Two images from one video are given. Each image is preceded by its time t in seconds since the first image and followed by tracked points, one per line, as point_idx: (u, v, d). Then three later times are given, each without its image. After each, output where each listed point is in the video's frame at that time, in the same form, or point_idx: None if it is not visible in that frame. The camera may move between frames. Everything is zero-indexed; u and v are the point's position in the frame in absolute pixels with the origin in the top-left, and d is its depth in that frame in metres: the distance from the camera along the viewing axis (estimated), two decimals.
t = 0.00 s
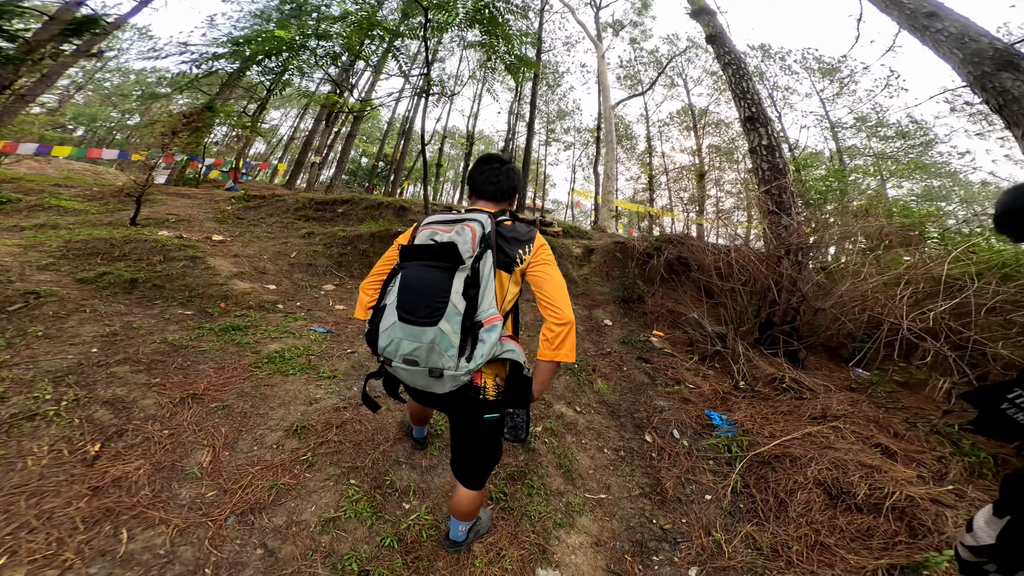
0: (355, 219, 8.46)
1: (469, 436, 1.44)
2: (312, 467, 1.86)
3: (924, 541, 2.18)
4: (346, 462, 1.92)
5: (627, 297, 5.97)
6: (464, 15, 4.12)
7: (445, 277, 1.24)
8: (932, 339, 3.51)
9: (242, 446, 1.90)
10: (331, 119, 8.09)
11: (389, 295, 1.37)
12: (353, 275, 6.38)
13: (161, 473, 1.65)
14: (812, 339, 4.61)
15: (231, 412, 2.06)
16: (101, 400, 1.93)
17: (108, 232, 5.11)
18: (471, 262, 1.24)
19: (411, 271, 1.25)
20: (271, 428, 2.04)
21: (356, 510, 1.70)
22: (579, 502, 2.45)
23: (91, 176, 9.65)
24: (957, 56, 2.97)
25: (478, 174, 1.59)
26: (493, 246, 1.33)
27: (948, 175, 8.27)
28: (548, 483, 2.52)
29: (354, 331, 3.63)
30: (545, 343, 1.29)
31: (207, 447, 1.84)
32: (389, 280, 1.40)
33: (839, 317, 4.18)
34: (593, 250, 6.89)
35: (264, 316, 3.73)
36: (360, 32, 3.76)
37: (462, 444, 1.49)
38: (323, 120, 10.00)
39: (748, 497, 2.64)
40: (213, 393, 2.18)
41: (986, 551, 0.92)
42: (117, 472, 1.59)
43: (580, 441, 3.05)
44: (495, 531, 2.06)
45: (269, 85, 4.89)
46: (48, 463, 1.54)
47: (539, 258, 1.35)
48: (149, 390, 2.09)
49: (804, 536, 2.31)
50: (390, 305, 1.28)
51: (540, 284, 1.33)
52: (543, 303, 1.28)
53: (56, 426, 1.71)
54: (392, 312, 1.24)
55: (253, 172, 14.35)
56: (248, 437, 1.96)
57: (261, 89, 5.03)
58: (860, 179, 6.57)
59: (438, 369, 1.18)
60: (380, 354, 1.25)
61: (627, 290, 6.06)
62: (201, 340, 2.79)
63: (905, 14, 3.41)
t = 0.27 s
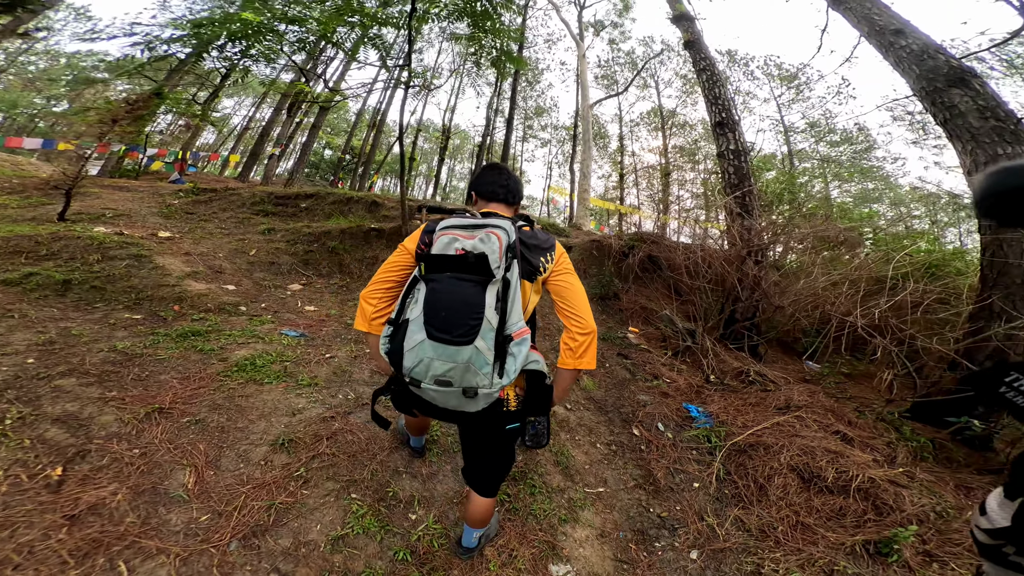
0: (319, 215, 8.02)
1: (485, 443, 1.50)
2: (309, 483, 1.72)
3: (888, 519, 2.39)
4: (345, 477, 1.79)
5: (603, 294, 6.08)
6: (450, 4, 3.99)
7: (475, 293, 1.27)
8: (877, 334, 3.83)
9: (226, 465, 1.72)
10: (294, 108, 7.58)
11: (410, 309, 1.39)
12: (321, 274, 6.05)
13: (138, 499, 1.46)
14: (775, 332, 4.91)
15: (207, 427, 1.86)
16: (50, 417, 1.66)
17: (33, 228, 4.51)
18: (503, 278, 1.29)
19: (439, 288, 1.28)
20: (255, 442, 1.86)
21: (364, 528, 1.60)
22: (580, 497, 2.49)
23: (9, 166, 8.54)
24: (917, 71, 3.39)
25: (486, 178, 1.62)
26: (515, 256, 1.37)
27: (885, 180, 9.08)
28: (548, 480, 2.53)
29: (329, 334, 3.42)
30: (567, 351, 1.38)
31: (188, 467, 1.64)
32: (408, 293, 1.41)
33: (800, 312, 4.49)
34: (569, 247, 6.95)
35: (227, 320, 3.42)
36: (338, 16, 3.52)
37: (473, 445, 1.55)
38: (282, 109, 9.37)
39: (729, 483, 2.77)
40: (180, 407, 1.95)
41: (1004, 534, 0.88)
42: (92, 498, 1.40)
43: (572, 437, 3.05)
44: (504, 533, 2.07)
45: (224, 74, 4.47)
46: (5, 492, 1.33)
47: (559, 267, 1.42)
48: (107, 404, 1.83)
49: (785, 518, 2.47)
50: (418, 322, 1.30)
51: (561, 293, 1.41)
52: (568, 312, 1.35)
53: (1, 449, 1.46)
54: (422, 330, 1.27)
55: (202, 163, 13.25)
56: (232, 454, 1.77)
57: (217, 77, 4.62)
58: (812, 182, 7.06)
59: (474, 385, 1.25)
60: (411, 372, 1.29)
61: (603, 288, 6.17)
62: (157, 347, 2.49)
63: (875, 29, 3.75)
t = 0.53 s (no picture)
0: (282, 210, 7.56)
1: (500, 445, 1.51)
2: (313, 495, 1.62)
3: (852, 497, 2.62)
4: (350, 486, 1.72)
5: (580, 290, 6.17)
6: None
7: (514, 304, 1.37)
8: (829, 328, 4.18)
9: (219, 480, 1.57)
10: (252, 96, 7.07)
11: (444, 318, 1.43)
12: (287, 272, 5.71)
13: (129, 523, 1.31)
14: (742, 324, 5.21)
15: (192, 439, 1.70)
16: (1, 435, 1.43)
17: None
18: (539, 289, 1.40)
19: (481, 299, 1.35)
20: (247, 453, 1.73)
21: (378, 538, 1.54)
22: (580, 487, 2.52)
23: None
24: (874, 85, 3.82)
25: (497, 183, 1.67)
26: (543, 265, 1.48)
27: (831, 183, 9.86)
28: (548, 472, 2.54)
29: (305, 336, 3.23)
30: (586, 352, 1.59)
31: (180, 484, 1.49)
32: (440, 302, 1.45)
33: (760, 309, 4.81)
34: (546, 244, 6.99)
35: (189, 322, 3.15)
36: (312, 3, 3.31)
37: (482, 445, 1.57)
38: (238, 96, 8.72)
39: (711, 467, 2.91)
40: (155, 419, 1.75)
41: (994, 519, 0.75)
42: (79, 523, 1.25)
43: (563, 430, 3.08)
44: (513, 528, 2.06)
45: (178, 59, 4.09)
46: None
47: (578, 275, 1.57)
48: (66, 418, 1.61)
49: (762, 498, 2.62)
50: (460, 333, 1.36)
51: (581, 299, 1.58)
52: (590, 317, 1.56)
53: None
54: (466, 342, 1.34)
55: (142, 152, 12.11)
56: (226, 466, 1.63)
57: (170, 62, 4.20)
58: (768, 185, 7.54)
59: (517, 392, 1.36)
60: (455, 381, 1.35)
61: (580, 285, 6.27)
62: (113, 354, 2.24)
63: (841, 45, 4.05)
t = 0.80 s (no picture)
0: (237, 203, 7.05)
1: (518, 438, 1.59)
2: (325, 502, 1.59)
3: (811, 470, 2.89)
4: (362, 489, 1.69)
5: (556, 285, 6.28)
6: None
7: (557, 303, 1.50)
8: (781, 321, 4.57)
9: (224, 492, 1.48)
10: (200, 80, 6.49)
11: (485, 317, 1.50)
12: (249, 269, 5.35)
13: (142, 546, 1.22)
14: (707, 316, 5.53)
15: (184, 450, 1.57)
16: None
17: None
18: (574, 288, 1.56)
19: (528, 299, 1.45)
20: (246, 463, 1.63)
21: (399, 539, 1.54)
22: (576, 471, 2.60)
23: None
24: (827, 97, 4.14)
25: (514, 192, 1.85)
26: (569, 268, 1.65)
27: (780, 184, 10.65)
28: (546, 460, 2.60)
29: (281, 337, 3.06)
30: (598, 347, 1.78)
31: (185, 499, 1.39)
32: (481, 301, 1.51)
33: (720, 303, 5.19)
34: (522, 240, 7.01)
35: (148, 325, 2.88)
36: None
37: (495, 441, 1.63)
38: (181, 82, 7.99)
39: (691, 446, 3.09)
40: (135, 431, 1.60)
41: (960, 537, 0.85)
42: (89, 547, 1.16)
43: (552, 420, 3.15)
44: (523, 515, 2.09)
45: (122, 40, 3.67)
46: None
47: (593, 277, 1.76)
48: (32, 433, 1.43)
49: (735, 473, 2.83)
50: (507, 332, 1.44)
51: (592, 299, 1.76)
52: (602, 315, 1.73)
53: None
54: (515, 339, 1.42)
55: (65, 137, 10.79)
56: (226, 478, 1.53)
57: (110, 43, 3.79)
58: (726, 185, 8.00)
59: (558, 385, 1.48)
60: (504, 378, 1.42)
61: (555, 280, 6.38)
62: (67, 362, 2.01)
63: (803, 57, 4.28)
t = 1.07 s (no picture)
0: (202, 197, 6.63)
1: (528, 430, 1.68)
2: (344, 509, 1.57)
3: (783, 452, 3.06)
4: (377, 492, 1.70)
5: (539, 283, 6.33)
6: None
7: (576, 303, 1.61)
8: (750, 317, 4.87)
9: (236, 505, 1.43)
10: (161, 68, 6.06)
11: (510, 315, 1.57)
12: (219, 268, 5.06)
13: (168, 566, 1.17)
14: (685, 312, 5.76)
15: (187, 462, 1.49)
16: None
17: None
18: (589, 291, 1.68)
19: (553, 298, 1.55)
20: (253, 473, 1.56)
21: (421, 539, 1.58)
22: (576, 461, 2.66)
23: None
24: (795, 107, 4.36)
25: (526, 197, 1.94)
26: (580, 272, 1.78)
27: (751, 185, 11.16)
28: (546, 453, 2.64)
29: (265, 338, 2.93)
30: (599, 345, 1.85)
31: (199, 515, 1.33)
32: (506, 299, 1.58)
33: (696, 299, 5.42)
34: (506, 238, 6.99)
35: (117, 329, 2.68)
36: None
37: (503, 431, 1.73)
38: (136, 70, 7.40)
39: (677, 434, 3.23)
40: (128, 443, 1.50)
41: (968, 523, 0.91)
42: (111, 569, 1.10)
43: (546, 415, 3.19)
44: (533, 505, 2.08)
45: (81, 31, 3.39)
46: None
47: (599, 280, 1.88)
48: (10, 451, 1.30)
49: (718, 458, 2.98)
50: (534, 330, 1.51)
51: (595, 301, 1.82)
52: (605, 315, 1.80)
53: None
54: (542, 337, 1.50)
55: None
56: (235, 490, 1.47)
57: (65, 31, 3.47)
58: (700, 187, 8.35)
59: (575, 380, 1.59)
60: (530, 373, 1.49)
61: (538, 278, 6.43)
62: (35, 369, 1.84)
63: (776, 68, 4.45)
